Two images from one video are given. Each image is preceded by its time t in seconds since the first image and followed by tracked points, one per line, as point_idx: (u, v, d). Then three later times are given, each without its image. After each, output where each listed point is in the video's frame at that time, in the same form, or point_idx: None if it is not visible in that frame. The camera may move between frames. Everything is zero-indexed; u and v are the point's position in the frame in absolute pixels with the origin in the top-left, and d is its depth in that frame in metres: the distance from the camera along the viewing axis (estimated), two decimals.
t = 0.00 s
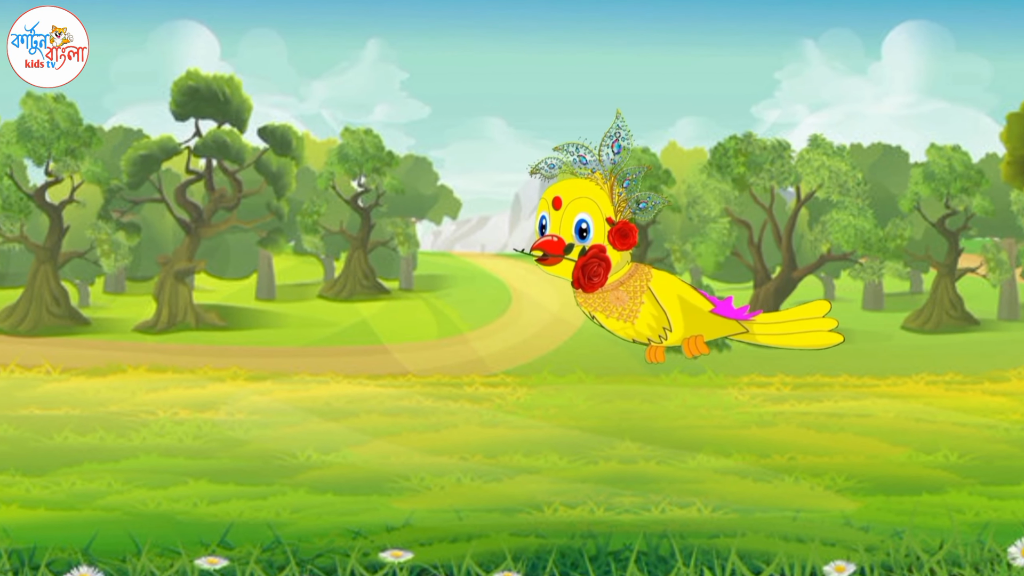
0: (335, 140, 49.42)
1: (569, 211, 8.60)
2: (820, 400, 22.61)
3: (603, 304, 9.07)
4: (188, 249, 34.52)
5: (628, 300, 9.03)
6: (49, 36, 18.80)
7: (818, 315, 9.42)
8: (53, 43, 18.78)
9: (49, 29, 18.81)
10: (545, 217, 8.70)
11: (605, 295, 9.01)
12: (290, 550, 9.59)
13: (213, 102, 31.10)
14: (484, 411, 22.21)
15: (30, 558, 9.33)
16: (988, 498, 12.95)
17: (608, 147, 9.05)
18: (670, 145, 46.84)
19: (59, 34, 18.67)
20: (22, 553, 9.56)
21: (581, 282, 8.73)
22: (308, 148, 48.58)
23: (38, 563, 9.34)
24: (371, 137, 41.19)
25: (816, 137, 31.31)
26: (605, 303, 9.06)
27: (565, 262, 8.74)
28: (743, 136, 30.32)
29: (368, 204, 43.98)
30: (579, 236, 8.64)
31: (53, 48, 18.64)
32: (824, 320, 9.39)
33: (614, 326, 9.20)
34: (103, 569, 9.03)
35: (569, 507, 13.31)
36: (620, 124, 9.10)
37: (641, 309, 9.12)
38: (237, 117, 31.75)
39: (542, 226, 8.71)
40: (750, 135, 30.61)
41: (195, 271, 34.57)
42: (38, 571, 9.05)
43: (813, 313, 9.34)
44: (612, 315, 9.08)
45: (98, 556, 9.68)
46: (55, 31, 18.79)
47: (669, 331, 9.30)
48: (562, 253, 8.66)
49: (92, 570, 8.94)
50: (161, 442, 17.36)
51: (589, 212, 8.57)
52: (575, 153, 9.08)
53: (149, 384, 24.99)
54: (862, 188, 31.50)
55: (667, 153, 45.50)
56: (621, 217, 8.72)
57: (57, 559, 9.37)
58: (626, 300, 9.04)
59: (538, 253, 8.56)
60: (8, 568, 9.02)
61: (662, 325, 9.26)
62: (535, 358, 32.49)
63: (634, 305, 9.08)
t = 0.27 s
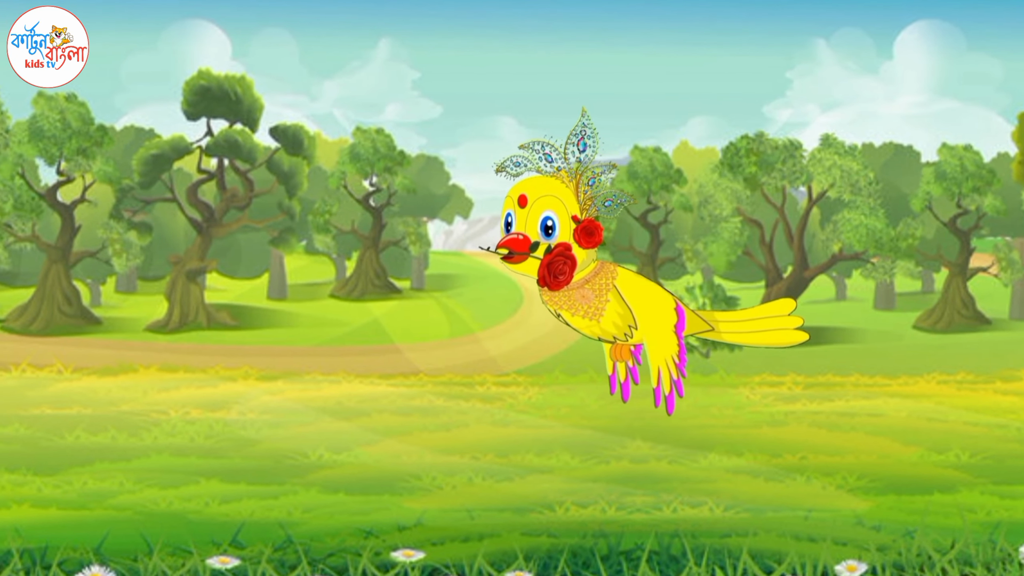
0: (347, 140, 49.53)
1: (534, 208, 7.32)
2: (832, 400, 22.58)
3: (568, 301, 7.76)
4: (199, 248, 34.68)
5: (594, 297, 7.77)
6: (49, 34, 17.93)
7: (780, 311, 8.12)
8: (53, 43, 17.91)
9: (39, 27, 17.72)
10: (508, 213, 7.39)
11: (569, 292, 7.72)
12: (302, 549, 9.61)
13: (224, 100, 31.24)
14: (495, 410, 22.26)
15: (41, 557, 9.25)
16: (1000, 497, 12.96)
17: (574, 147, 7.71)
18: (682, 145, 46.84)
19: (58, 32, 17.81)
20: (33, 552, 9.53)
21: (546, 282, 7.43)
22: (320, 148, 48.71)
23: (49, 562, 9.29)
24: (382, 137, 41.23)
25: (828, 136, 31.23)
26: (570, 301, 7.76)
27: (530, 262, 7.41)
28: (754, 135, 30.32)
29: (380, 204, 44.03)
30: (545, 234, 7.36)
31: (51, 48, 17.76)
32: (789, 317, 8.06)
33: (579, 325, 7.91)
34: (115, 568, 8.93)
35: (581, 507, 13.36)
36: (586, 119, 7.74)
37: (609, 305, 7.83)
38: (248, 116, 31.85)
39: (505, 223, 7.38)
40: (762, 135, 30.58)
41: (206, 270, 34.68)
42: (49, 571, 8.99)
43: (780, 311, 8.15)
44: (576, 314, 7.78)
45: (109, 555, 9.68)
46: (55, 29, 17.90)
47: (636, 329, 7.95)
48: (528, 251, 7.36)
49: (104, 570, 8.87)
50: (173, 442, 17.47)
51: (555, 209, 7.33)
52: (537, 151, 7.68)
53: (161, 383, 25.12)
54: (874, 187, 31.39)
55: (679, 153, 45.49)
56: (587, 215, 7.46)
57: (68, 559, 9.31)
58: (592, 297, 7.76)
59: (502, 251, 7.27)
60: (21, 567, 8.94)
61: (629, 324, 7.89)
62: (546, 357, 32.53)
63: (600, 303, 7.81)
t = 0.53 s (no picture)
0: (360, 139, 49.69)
1: (500, 206, 6.96)
2: (844, 399, 22.57)
3: (534, 299, 7.35)
4: (211, 248, 34.74)
5: (560, 296, 7.34)
6: (46, 34, 15.99)
7: (745, 302, 8.01)
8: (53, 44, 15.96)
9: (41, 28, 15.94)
10: (473, 211, 7.02)
11: (535, 290, 7.31)
12: (313, 549, 9.61)
13: (236, 100, 31.34)
14: (507, 409, 22.32)
15: (52, 556, 9.23)
16: (1011, 496, 12.97)
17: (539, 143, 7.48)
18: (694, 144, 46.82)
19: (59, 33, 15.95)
20: (45, 552, 9.55)
21: (512, 281, 7.04)
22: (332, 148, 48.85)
23: (61, 562, 9.27)
24: (394, 136, 41.26)
25: (840, 136, 31.16)
26: (535, 299, 7.35)
27: (496, 259, 7.02)
28: (765, 134, 30.42)
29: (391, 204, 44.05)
30: (511, 232, 6.98)
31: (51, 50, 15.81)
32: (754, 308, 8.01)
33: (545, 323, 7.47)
34: (126, 567, 8.91)
35: (592, 506, 13.41)
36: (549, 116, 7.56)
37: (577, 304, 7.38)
38: (261, 116, 31.93)
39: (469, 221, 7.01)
40: (773, 134, 30.65)
41: (218, 270, 34.79)
42: (61, 570, 8.96)
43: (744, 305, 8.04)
44: (542, 312, 7.36)
45: (120, 555, 9.70)
46: (55, 30, 16.01)
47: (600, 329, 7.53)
48: (494, 248, 6.96)
49: (115, 570, 8.84)
50: (185, 441, 17.59)
51: (521, 207, 6.97)
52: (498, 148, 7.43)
53: (173, 383, 25.27)
54: (886, 186, 31.25)
55: (691, 152, 45.47)
56: (554, 214, 7.19)
57: (79, 559, 9.28)
58: (559, 296, 7.35)
59: (468, 249, 6.89)
60: (33, 567, 8.89)
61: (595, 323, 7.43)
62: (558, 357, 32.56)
63: (567, 301, 7.37)
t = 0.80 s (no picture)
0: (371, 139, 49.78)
1: (465, 205, 8.13)
2: (856, 398, 22.55)
3: (500, 298, 8.68)
4: (223, 247, 34.85)
5: (525, 293, 8.69)
6: (48, 35, 15.70)
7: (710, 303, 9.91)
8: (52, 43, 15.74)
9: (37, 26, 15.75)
10: (440, 211, 8.15)
11: (501, 289, 8.64)
12: (325, 548, 9.65)
13: (247, 100, 31.34)
14: (518, 409, 22.38)
15: (65, 556, 9.31)
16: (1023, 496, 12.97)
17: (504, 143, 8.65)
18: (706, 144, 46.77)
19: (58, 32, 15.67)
20: (57, 551, 9.63)
21: (478, 278, 8.26)
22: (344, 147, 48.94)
23: (73, 562, 9.34)
24: (405, 135, 41.33)
25: (852, 135, 31.06)
26: (502, 297, 8.68)
27: (461, 258, 8.20)
28: (777, 134, 30.34)
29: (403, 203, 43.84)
30: (476, 231, 8.19)
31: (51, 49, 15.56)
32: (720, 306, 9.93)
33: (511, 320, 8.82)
34: (138, 566, 8.98)
35: (604, 506, 13.45)
36: (515, 117, 8.67)
37: (538, 304, 8.79)
38: (273, 115, 31.97)
39: (437, 220, 8.14)
40: (784, 134, 30.57)
41: (230, 269, 34.90)
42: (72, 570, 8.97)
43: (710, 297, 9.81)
44: (508, 310, 8.69)
45: (132, 554, 9.76)
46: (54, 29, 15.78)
47: (566, 325, 9.04)
48: (459, 248, 8.13)
49: (127, 569, 8.86)
50: (197, 440, 17.70)
51: (486, 207, 8.15)
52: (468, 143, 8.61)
53: (185, 382, 25.41)
54: (898, 186, 31.31)
55: (702, 151, 45.43)
56: (518, 212, 8.52)
57: (91, 559, 9.36)
58: (523, 294, 8.68)
59: (435, 247, 8.01)
60: (44, 567, 8.97)
61: (560, 320, 8.97)
62: (569, 356, 32.60)
63: (531, 300, 8.73)
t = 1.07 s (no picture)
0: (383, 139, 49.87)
1: (431, 203, 8.63)
2: (868, 398, 22.54)
3: (466, 295, 9.28)
4: (235, 247, 35.02)
5: (490, 291, 9.29)
6: (48, 35, 16.10)
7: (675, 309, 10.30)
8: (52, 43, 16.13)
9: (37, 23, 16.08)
10: (407, 209, 8.63)
11: (467, 287, 9.22)
12: (336, 548, 9.67)
13: (260, 99, 31.40)
14: (530, 408, 22.42)
15: (76, 555, 9.21)
16: None
17: (469, 142, 9.12)
18: (718, 143, 46.73)
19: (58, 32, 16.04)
20: (69, 550, 9.55)
21: (444, 274, 8.80)
22: (356, 147, 49.03)
23: (84, 562, 9.23)
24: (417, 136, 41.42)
25: (864, 135, 31.03)
26: (468, 295, 9.27)
27: (428, 254, 8.73)
28: (789, 133, 30.16)
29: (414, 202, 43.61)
30: (442, 228, 8.70)
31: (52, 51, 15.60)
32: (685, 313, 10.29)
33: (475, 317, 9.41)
34: (150, 566, 8.90)
35: (616, 505, 13.50)
36: (480, 114, 9.09)
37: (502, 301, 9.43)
38: (285, 114, 32.00)
39: (404, 218, 8.63)
40: (796, 133, 30.39)
41: (242, 268, 35.02)
42: (85, 569, 8.97)
43: (675, 305, 10.22)
44: (474, 307, 9.29)
45: (144, 554, 9.72)
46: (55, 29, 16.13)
47: (531, 322, 9.73)
48: (424, 245, 8.60)
49: (139, 568, 8.85)
50: (209, 440, 17.81)
51: (451, 205, 8.69)
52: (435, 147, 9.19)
53: (196, 382, 25.54)
54: (910, 185, 31.24)
55: (714, 151, 45.41)
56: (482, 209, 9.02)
57: (102, 558, 9.27)
58: (488, 292, 9.29)
59: (400, 244, 8.45)
60: (56, 566, 8.87)
61: (525, 318, 9.67)
62: (581, 356, 32.62)
63: (496, 297, 9.35)
